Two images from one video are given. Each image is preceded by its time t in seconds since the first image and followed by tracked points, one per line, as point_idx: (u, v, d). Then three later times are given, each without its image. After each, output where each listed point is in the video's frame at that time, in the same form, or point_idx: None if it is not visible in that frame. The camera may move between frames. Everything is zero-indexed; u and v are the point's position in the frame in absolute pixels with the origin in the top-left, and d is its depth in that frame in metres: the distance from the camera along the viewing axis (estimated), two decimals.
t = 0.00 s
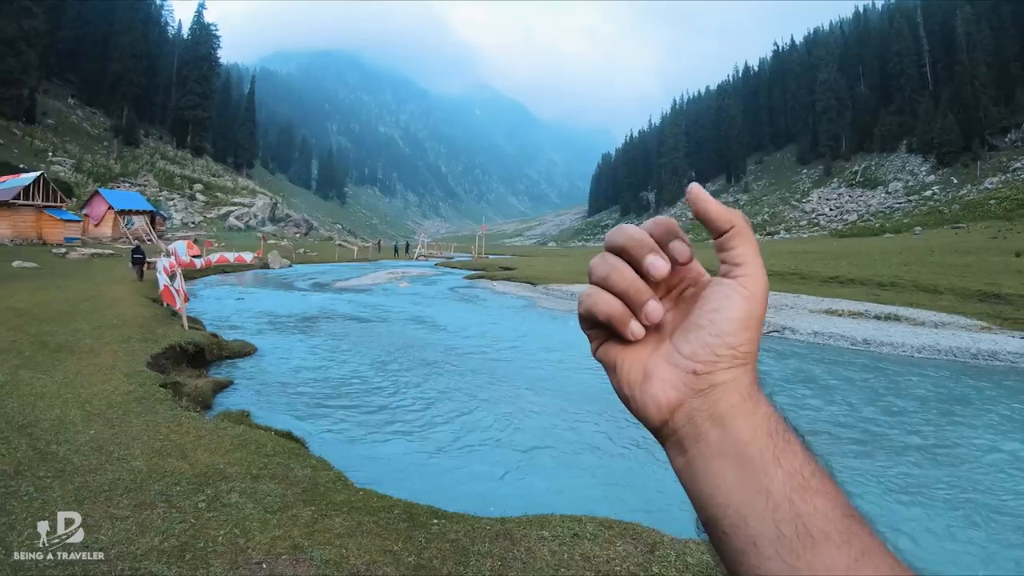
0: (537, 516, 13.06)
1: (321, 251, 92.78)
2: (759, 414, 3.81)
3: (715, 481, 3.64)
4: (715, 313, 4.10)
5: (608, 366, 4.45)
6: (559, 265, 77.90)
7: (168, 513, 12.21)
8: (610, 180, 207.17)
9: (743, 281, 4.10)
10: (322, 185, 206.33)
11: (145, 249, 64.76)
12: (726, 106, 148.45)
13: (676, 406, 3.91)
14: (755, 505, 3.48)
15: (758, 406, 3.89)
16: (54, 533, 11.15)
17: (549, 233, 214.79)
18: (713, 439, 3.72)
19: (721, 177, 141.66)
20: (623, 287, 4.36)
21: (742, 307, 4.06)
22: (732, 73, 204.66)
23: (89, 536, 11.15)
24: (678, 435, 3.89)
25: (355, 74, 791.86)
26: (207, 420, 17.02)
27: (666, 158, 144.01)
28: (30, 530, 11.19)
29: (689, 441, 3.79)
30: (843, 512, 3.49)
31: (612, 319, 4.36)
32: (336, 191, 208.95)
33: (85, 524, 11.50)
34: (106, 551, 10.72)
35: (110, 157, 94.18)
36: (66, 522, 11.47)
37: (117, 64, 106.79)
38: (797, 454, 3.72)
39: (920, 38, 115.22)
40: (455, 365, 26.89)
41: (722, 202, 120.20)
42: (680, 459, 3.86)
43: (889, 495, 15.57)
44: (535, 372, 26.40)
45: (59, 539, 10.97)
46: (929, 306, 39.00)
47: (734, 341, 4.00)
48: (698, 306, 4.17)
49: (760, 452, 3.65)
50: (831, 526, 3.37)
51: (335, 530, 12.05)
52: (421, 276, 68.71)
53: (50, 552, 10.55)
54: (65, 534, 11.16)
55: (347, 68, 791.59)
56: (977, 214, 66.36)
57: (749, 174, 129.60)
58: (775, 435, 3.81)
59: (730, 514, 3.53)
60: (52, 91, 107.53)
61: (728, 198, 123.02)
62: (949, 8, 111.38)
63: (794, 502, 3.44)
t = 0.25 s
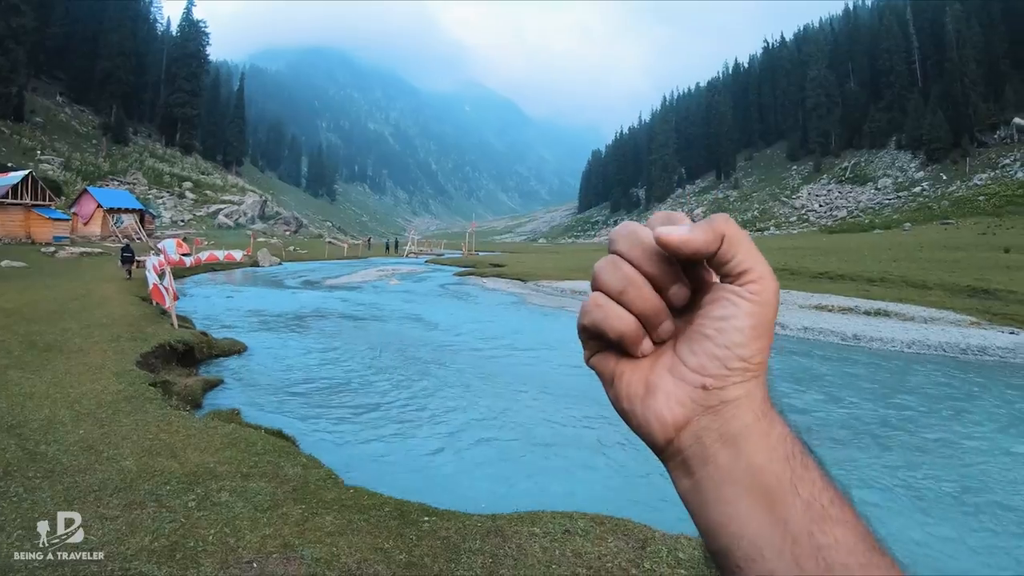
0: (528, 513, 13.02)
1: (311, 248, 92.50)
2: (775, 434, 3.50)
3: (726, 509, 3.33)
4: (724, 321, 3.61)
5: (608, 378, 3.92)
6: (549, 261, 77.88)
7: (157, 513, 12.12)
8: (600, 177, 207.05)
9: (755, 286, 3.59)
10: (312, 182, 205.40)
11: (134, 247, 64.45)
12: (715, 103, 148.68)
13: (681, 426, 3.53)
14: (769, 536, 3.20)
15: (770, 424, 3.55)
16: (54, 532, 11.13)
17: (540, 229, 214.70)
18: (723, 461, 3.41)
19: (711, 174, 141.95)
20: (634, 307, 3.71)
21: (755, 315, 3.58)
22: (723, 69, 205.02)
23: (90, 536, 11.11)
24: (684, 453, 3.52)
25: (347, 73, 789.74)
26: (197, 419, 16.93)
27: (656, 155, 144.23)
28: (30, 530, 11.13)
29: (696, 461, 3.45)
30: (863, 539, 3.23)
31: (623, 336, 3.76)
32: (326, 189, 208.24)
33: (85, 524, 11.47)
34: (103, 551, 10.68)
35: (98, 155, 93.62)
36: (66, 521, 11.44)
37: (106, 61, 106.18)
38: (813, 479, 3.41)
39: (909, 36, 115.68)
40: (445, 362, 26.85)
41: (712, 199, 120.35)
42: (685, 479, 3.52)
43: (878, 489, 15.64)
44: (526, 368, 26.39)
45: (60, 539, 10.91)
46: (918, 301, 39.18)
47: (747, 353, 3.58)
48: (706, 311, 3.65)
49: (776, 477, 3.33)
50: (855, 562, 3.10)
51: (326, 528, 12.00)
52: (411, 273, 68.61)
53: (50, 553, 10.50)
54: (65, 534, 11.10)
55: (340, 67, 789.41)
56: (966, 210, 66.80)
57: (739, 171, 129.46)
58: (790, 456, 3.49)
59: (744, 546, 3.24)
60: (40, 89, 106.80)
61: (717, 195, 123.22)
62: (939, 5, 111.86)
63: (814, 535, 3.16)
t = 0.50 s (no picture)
0: (519, 508, 13.02)
1: (302, 244, 92.24)
2: (794, 493, 3.35)
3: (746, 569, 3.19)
4: (750, 376, 3.32)
5: (618, 431, 3.59)
6: (540, 257, 77.83)
7: (148, 510, 12.05)
8: (592, 173, 206.90)
9: (782, 340, 3.30)
10: (304, 178, 204.47)
11: (125, 243, 64.10)
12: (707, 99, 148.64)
13: (700, 484, 3.32)
14: None
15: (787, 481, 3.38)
16: (53, 531, 11.03)
17: (532, 225, 214.50)
18: (741, 519, 3.26)
19: (703, 169, 142.04)
20: (659, 365, 3.38)
21: (781, 370, 3.32)
22: (715, 65, 204.89)
23: (90, 535, 11.01)
24: (700, 511, 3.35)
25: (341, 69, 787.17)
26: (187, 415, 16.85)
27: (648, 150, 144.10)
28: (31, 529, 11.03)
29: (716, 521, 3.29)
30: None
31: (648, 396, 3.39)
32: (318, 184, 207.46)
33: (84, 523, 11.37)
34: (102, 550, 10.60)
35: (89, 151, 92.97)
36: (65, 520, 11.34)
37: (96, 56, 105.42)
38: (832, 536, 3.28)
39: (901, 33, 115.90)
40: (437, 357, 26.83)
41: (704, 194, 120.39)
42: (700, 536, 3.36)
43: (868, 484, 15.71)
44: (517, 364, 26.38)
45: (60, 538, 10.79)
46: (909, 297, 39.37)
47: (769, 407, 3.34)
48: (731, 365, 3.35)
49: (798, 538, 3.19)
50: None
51: (317, 524, 11.98)
52: (403, 268, 68.47)
53: (50, 552, 10.38)
54: (65, 533, 10.97)
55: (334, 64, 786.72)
56: (957, 207, 67.18)
57: (730, 166, 129.45)
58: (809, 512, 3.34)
59: None
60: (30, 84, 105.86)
61: (709, 190, 123.24)
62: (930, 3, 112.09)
63: None
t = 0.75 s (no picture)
0: (511, 505, 13.00)
1: (295, 239, 91.94)
2: (828, 567, 3.19)
3: None
4: (791, 451, 3.15)
5: (649, 502, 3.36)
6: (532, 253, 77.69)
7: (139, 507, 11.99)
8: (585, 169, 206.39)
9: (827, 417, 3.12)
10: (295, 173, 203.19)
11: (116, 238, 63.75)
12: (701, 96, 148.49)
13: (733, 557, 3.18)
14: None
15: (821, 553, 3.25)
16: (53, 531, 10.92)
17: (525, 221, 214.25)
18: None
19: (696, 166, 142.05)
20: (705, 445, 3.14)
21: (824, 448, 3.15)
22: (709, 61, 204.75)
23: (89, 535, 10.90)
24: None
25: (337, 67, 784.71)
26: (179, 412, 16.77)
27: (641, 147, 143.90)
28: (31, 528, 10.94)
29: None
30: None
31: (687, 475, 3.16)
32: (311, 180, 206.68)
33: (84, 522, 11.29)
34: (101, 550, 10.51)
35: (80, 146, 92.33)
36: (65, 520, 11.24)
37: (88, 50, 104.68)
38: None
39: (894, 31, 116.02)
40: (429, 353, 26.75)
41: (697, 191, 120.30)
42: None
43: (859, 481, 15.78)
44: (511, 360, 26.34)
45: (60, 539, 10.69)
46: (901, 295, 39.49)
47: (806, 483, 3.18)
48: (773, 440, 3.15)
49: None
50: None
51: (308, 522, 11.93)
52: (395, 264, 68.27)
53: (49, 553, 10.28)
54: (65, 534, 10.86)
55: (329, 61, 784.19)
56: (949, 205, 67.60)
57: (723, 163, 129.17)
58: None
59: None
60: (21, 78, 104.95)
61: (702, 187, 123.11)
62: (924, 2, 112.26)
63: None
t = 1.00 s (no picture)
0: (505, 502, 12.97)
1: (288, 235, 91.63)
2: None
3: None
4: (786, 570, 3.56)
5: None
6: (526, 249, 77.52)
7: (131, 504, 11.91)
8: (580, 166, 205.98)
9: (820, 538, 3.65)
10: (290, 169, 202.22)
11: (109, 234, 63.41)
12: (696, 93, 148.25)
13: None
14: None
15: None
16: (53, 531, 10.79)
17: (520, 218, 213.90)
18: None
19: (690, 164, 141.89)
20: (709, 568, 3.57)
21: (816, 564, 3.63)
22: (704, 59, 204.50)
23: (90, 534, 10.78)
24: None
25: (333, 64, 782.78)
26: (171, 408, 16.69)
27: (636, 144, 143.62)
28: (30, 528, 10.80)
29: None
30: None
31: None
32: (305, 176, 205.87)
33: (83, 521, 11.15)
34: (102, 550, 10.40)
35: (74, 141, 91.80)
36: (66, 519, 11.10)
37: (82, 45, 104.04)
38: None
39: (890, 31, 116.06)
40: (423, 350, 26.73)
41: (691, 188, 120.06)
42: None
43: (852, 479, 15.83)
44: (505, 357, 26.34)
45: (60, 538, 10.57)
46: (894, 294, 39.61)
47: None
48: (773, 561, 3.55)
49: None
50: None
51: (300, 519, 11.89)
52: (389, 260, 68.09)
53: (49, 553, 10.17)
54: (65, 533, 10.73)
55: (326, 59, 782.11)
56: (943, 205, 67.97)
57: (718, 161, 128.77)
58: None
59: None
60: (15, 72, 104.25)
61: (696, 184, 122.74)
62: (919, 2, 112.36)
63: None
